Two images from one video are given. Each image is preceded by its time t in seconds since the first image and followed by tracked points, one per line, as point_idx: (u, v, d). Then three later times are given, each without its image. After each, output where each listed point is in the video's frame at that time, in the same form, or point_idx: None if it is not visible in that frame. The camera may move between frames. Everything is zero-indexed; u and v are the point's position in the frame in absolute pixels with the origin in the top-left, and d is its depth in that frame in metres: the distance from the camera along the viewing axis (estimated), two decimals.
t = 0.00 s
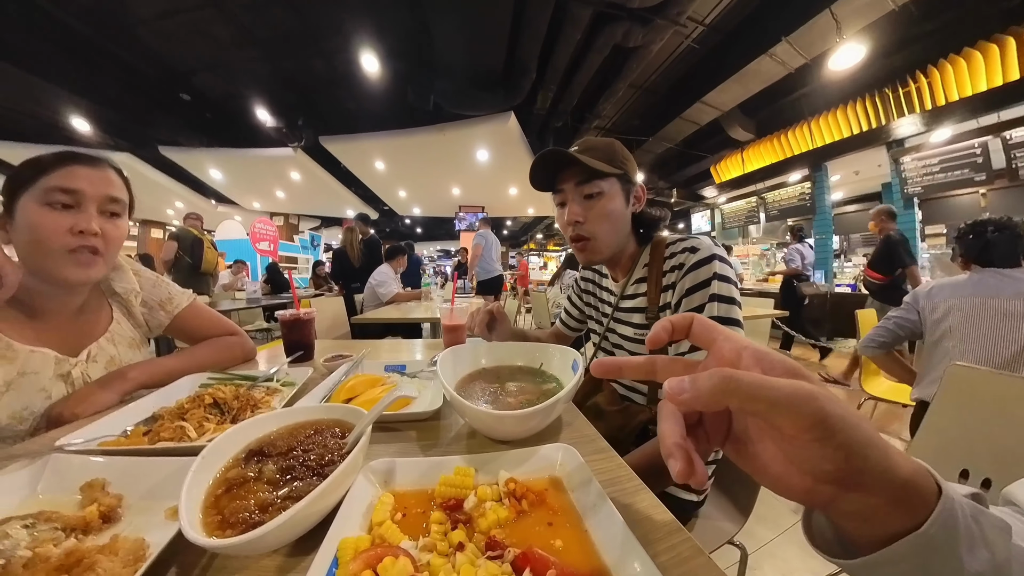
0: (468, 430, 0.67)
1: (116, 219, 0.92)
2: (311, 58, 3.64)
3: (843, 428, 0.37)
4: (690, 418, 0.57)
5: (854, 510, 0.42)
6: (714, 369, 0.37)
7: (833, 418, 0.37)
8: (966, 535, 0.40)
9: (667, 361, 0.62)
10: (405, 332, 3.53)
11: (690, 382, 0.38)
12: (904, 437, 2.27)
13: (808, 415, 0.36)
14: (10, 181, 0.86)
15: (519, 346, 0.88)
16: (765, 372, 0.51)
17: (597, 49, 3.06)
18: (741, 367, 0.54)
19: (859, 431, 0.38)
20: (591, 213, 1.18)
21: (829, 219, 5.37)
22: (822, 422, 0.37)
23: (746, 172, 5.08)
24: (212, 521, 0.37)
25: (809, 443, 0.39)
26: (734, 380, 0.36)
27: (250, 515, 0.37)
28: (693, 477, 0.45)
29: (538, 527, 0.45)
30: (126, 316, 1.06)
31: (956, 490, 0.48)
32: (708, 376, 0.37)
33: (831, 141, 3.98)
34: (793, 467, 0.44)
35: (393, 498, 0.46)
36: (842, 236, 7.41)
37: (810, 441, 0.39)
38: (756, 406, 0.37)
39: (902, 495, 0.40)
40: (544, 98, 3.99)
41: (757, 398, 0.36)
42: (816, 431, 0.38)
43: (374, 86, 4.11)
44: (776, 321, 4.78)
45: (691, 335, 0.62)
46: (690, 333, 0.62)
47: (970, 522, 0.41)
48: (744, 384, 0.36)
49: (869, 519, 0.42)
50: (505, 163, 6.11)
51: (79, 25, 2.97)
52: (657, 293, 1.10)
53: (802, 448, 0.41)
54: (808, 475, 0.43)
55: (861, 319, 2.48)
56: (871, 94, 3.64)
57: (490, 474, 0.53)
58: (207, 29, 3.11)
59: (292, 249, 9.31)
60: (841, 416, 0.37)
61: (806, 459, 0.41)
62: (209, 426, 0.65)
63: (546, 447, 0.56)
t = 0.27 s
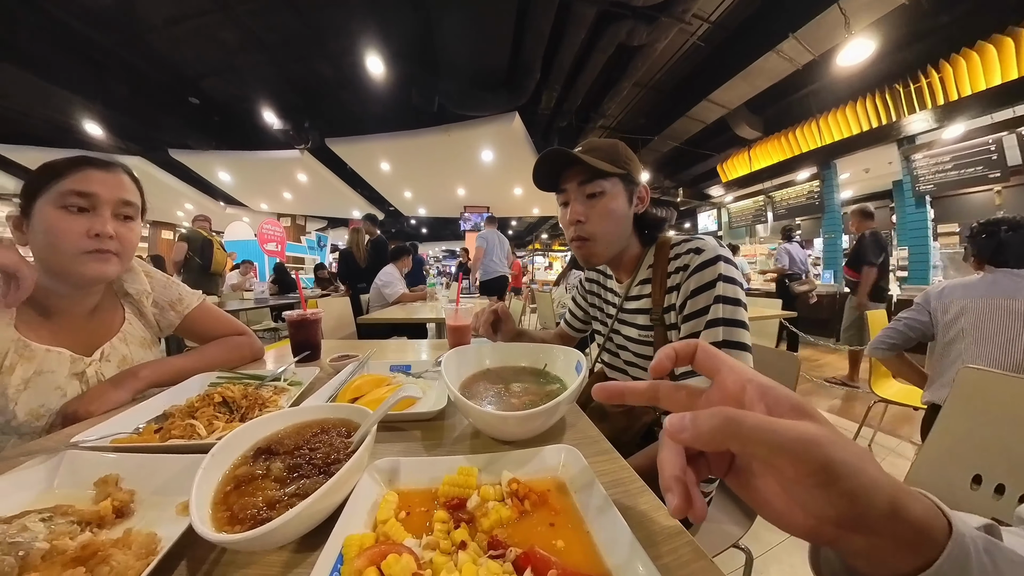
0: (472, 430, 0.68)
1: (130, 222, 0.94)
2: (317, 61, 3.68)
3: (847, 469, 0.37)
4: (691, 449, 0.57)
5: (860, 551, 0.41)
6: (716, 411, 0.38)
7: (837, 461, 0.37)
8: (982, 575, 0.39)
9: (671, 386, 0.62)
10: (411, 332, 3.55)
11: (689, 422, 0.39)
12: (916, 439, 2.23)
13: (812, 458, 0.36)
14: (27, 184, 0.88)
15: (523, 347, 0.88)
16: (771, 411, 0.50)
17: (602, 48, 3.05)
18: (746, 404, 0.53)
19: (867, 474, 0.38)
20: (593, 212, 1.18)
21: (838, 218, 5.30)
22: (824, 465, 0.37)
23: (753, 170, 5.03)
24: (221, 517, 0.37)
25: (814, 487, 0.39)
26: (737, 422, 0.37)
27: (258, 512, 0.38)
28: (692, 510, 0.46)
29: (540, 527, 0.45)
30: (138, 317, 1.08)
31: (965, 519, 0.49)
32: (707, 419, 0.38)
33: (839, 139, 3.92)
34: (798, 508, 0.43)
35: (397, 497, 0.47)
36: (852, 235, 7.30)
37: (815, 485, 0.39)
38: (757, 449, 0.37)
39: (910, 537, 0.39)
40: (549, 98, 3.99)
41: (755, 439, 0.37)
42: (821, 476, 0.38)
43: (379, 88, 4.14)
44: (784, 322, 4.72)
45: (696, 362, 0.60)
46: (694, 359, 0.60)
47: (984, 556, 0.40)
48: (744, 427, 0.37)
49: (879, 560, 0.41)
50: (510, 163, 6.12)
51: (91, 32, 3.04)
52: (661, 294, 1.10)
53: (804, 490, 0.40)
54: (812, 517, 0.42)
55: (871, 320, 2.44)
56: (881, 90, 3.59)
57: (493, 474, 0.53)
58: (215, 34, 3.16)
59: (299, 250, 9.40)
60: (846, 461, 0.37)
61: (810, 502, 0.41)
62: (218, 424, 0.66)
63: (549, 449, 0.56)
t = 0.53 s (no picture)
0: (480, 430, 0.67)
1: (143, 223, 0.96)
2: (324, 64, 3.71)
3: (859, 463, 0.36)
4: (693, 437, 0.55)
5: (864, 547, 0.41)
6: (721, 398, 0.37)
7: (847, 454, 0.36)
8: None
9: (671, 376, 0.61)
10: (417, 332, 3.56)
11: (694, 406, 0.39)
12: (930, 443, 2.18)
13: (822, 450, 0.36)
14: (45, 186, 0.90)
15: (531, 346, 0.87)
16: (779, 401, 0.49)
17: (607, 47, 3.03)
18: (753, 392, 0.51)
19: (879, 469, 0.37)
20: (601, 211, 1.17)
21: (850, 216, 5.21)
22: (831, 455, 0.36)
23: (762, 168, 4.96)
24: (232, 514, 0.38)
25: (818, 479, 0.38)
26: (741, 410, 0.36)
27: (269, 509, 0.38)
28: (689, 495, 0.46)
29: (550, 527, 0.45)
30: (150, 316, 1.09)
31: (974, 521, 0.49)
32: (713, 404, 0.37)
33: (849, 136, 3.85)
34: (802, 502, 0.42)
35: (406, 495, 0.47)
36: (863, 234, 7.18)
37: (823, 479, 0.38)
38: (762, 435, 0.36)
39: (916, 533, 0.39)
40: (554, 98, 3.98)
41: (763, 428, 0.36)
42: (826, 466, 0.37)
43: (385, 89, 4.16)
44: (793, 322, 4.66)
45: (703, 353, 0.59)
46: (701, 350, 0.59)
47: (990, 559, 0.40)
48: (751, 414, 0.36)
49: (882, 554, 0.41)
50: (515, 163, 6.11)
51: (104, 38, 3.10)
52: (669, 294, 1.09)
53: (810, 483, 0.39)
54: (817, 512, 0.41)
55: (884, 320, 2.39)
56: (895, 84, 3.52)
57: (501, 473, 0.53)
58: (224, 39, 3.20)
59: (306, 251, 9.50)
60: (855, 454, 0.36)
61: (812, 493, 0.40)
62: (228, 422, 0.66)
63: (556, 448, 0.56)
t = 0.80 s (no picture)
0: (487, 429, 0.67)
1: (157, 224, 0.97)
2: (330, 66, 3.74)
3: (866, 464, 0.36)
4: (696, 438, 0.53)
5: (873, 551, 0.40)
6: (725, 398, 0.36)
7: (854, 456, 0.36)
8: None
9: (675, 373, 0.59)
10: (423, 332, 3.58)
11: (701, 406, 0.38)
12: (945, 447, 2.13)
13: (824, 451, 0.36)
14: (60, 188, 0.92)
15: (538, 346, 0.87)
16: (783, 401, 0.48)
17: (612, 45, 3.02)
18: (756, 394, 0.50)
19: (886, 471, 0.37)
20: (611, 207, 1.16)
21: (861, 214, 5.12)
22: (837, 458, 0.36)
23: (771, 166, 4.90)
24: (243, 510, 0.38)
25: (824, 482, 0.38)
26: (745, 410, 0.36)
27: (279, 505, 0.38)
28: (689, 494, 0.45)
29: (558, 526, 0.45)
30: (163, 315, 1.11)
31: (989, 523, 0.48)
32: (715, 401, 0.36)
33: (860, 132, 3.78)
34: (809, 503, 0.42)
35: (414, 493, 0.47)
36: (874, 232, 7.05)
37: (825, 479, 0.38)
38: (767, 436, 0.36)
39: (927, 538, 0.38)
40: (559, 97, 3.97)
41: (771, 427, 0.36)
42: (831, 468, 0.36)
43: (391, 91, 4.19)
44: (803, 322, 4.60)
45: (706, 351, 0.57)
46: (705, 349, 0.57)
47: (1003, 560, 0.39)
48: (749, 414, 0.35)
49: (890, 558, 0.40)
50: (521, 163, 6.11)
51: (117, 45, 3.16)
52: (678, 294, 1.07)
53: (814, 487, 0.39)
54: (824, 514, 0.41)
55: (897, 321, 2.34)
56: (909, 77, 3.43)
57: (509, 473, 0.52)
58: (233, 43, 3.25)
59: (314, 251, 9.59)
60: (862, 454, 0.36)
61: (818, 497, 0.40)
62: (239, 419, 0.67)
63: (564, 448, 0.55)
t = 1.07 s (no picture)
0: (497, 429, 0.67)
1: (174, 227, 1.00)
2: (339, 69, 3.79)
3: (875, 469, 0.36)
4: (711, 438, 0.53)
5: (883, 559, 0.40)
6: (741, 403, 0.36)
7: (865, 468, 0.36)
8: None
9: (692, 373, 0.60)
10: (432, 333, 3.59)
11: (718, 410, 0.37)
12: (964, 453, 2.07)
13: (839, 462, 0.35)
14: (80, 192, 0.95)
15: (548, 347, 0.87)
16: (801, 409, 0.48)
17: (619, 44, 3.00)
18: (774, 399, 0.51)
19: (895, 479, 0.36)
20: (636, 197, 1.15)
21: (877, 212, 5.00)
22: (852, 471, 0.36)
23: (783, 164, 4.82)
24: (262, 507, 0.39)
25: (837, 490, 0.38)
26: (762, 418, 0.35)
27: (297, 502, 0.39)
28: (701, 492, 0.46)
29: (568, 528, 0.45)
30: (180, 316, 1.14)
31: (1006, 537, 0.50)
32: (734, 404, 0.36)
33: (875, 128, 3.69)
34: (820, 510, 0.42)
35: (427, 493, 0.47)
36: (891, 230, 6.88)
37: (837, 488, 0.38)
38: (782, 447, 0.36)
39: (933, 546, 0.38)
40: (566, 97, 3.95)
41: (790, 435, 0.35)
42: (845, 479, 0.37)
43: (398, 93, 4.22)
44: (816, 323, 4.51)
45: (724, 352, 0.58)
46: (723, 350, 0.58)
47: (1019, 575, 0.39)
48: (773, 423, 0.35)
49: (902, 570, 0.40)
50: (528, 163, 6.11)
51: (133, 53, 3.25)
52: (688, 296, 1.06)
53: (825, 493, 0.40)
54: (833, 520, 0.41)
55: (915, 322, 2.28)
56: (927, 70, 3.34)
57: (520, 473, 0.53)
58: (244, 49, 3.30)
59: (324, 253, 9.71)
60: (876, 467, 0.36)
61: (829, 502, 0.41)
62: (254, 418, 0.68)
63: (574, 449, 0.55)
